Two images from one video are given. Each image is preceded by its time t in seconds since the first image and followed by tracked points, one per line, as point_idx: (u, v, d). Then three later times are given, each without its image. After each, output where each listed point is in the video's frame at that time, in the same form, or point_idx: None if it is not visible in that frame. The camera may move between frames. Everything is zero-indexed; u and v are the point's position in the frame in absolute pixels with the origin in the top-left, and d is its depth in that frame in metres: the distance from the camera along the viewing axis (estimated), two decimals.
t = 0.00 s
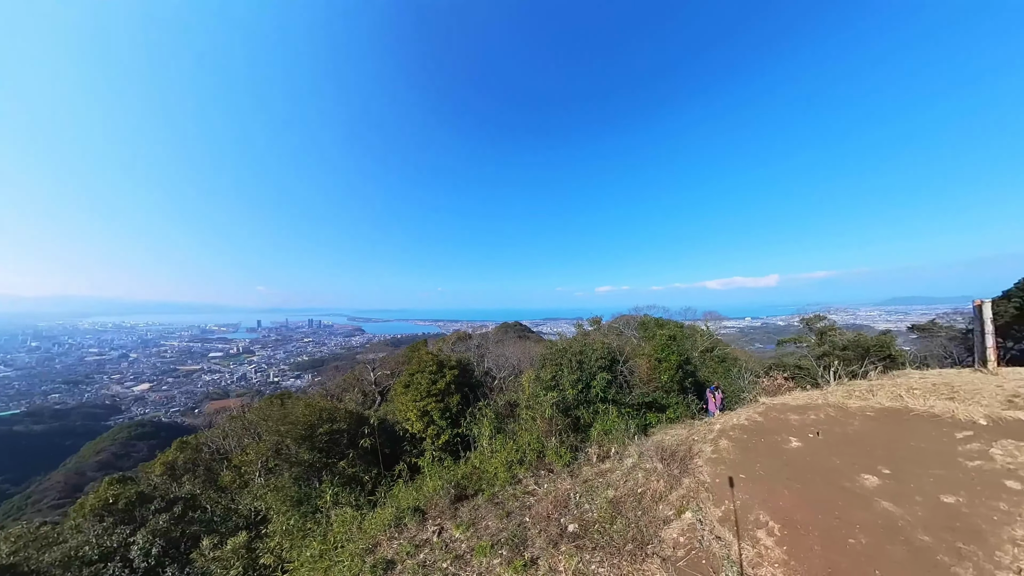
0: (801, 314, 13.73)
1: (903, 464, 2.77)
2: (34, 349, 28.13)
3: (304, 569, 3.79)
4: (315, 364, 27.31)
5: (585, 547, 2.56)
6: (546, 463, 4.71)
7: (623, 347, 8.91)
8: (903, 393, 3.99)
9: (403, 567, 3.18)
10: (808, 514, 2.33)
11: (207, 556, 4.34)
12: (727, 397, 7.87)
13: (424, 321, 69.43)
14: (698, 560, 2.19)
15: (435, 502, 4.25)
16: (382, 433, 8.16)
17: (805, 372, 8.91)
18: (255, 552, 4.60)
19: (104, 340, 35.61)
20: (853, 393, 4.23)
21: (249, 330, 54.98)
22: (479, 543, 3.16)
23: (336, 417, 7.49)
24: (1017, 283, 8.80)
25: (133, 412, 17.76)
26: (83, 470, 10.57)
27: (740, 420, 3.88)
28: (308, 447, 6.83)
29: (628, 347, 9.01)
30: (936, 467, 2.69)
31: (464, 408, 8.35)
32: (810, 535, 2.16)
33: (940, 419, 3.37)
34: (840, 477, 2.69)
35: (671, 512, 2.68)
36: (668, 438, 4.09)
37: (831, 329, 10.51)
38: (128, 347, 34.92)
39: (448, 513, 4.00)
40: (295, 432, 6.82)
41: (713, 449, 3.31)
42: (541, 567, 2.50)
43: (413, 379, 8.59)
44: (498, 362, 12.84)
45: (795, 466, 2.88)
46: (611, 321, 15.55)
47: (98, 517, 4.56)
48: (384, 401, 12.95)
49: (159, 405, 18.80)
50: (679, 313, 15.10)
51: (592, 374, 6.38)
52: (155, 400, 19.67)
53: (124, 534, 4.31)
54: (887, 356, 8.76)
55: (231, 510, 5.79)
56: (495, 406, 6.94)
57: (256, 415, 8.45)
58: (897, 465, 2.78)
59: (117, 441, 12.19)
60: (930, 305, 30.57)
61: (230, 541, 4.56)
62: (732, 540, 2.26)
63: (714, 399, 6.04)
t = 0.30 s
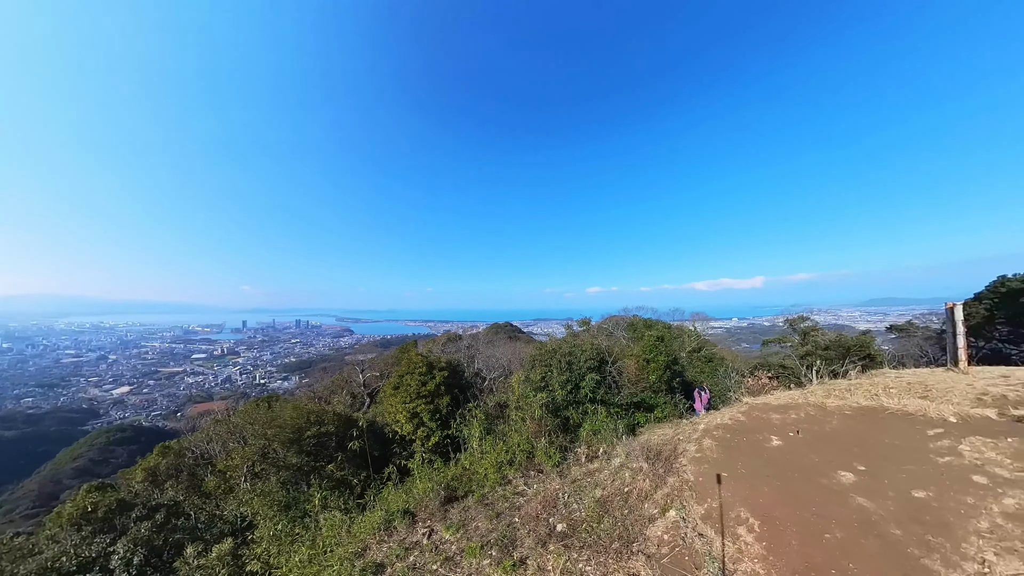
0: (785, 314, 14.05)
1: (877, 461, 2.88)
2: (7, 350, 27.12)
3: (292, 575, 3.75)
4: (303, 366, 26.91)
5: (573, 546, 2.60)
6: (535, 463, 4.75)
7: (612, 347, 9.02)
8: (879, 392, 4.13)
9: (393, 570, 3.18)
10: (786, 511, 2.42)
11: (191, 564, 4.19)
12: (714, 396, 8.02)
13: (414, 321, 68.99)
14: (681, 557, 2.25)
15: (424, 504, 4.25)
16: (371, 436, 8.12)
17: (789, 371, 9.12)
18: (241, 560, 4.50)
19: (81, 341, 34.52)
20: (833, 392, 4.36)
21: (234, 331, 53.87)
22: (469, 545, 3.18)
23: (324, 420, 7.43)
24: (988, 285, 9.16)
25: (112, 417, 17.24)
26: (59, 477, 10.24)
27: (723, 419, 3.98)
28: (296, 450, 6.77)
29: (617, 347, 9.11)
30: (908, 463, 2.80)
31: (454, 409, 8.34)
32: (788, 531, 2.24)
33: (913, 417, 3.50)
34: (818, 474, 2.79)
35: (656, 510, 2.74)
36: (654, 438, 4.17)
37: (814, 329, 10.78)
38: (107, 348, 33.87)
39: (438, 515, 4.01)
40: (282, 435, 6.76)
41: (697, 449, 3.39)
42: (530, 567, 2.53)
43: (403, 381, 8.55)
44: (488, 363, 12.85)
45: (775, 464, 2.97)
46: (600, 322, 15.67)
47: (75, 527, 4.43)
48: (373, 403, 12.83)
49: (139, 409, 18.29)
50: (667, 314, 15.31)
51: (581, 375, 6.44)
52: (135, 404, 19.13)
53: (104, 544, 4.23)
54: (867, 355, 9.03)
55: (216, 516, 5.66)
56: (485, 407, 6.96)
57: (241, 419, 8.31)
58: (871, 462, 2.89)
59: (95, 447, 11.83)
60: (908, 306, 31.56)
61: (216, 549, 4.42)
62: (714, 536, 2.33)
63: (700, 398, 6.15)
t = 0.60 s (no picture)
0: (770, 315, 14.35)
1: (853, 456, 2.98)
2: None
3: None
4: (290, 367, 26.52)
5: (559, 544, 2.63)
6: (524, 463, 4.79)
7: (601, 347, 9.11)
8: (856, 390, 4.27)
9: (382, 571, 3.17)
10: (765, 505, 2.49)
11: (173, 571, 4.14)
12: (701, 395, 8.16)
13: (403, 322, 68.44)
14: (663, 552, 2.30)
15: (413, 506, 4.24)
16: (359, 437, 8.09)
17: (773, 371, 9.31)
18: (225, 566, 4.42)
19: (56, 342, 33.39)
20: (812, 390, 4.49)
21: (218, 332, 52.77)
22: (457, 545, 3.19)
23: (312, 421, 7.54)
24: (961, 286, 9.52)
25: (90, 422, 16.72)
26: (33, 484, 9.90)
27: (707, 418, 4.06)
28: (283, 453, 6.74)
29: (606, 347, 9.21)
30: (882, 458, 2.91)
31: (443, 410, 8.33)
32: (766, 525, 2.31)
33: (888, 414, 3.64)
34: (796, 469, 2.88)
35: (639, 507, 2.80)
36: (640, 437, 4.23)
37: (797, 329, 11.04)
38: (85, 350, 32.85)
39: (427, 516, 4.01)
40: (269, 438, 6.73)
41: (681, 446, 3.46)
42: (516, 565, 2.55)
43: (392, 382, 8.51)
44: (478, 363, 12.85)
45: (755, 461, 3.05)
46: (590, 322, 15.78)
47: (51, 536, 4.29)
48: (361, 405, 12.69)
49: (119, 413, 17.79)
50: (656, 315, 15.51)
51: (570, 375, 6.50)
52: (114, 408, 18.60)
53: (83, 552, 4.13)
54: (847, 355, 9.29)
55: (200, 522, 5.52)
56: (474, 408, 6.97)
57: (226, 421, 8.17)
58: (847, 457, 2.99)
59: (71, 453, 11.47)
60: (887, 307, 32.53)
61: (199, 556, 4.36)
62: (695, 532, 2.39)
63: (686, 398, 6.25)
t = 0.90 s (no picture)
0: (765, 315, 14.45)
1: (844, 454, 3.03)
2: None
3: None
4: (286, 368, 26.40)
5: (555, 542, 2.66)
6: (521, 462, 4.81)
7: (598, 348, 9.15)
8: (849, 389, 4.33)
9: (378, 571, 3.18)
10: (757, 502, 2.53)
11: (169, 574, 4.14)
12: (696, 395, 8.20)
13: (400, 322, 68.42)
14: (657, 549, 2.33)
15: (410, 505, 4.24)
16: (356, 437, 8.10)
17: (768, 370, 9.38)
18: (221, 567, 4.41)
19: (48, 343, 33.01)
20: (806, 389, 4.54)
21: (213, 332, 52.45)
22: (454, 544, 3.21)
23: (309, 421, 7.53)
24: (952, 287, 9.65)
25: (83, 423, 16.58)
26: (25, 487, 9.80)
27: (701, 417, 4.10)
28: (279, 454, 6.72)
29: (603, 347, 9.24)
30: (872, 455, 2.96)
31: (440, 410, 8.34)
32: (757, 522, 2.35)
33: (879, 412, 3.69)
34: (789, 467, 2.92)
35: (634, 504, 2.83)
36: (636, 436, 4.26)
37: (792, 329, 11.12)
38: (77, 351, 32.54)
39: (424, 516, 4.02)
40: (265, 438, 6.72)
41: (675, 445, 3.50)
42: (513, 563, 2.57)
43: (389, 382, 8.53)
44: (474, 364, 12.87)
45: (748, 459, 3.10)
46: (587, 323, 15.82)
47: (45, 537, 4.27)
48: (358, 405, 12.67)
49: (112, 414, 17.63)
50: (652, 316, 15.57)
51: (566, 374, 6.53)
52: (108, 409, 18.43)
53: (77, 555, 4.12)
54: (841, 355, 9.38)
55: (195, 524, 5.49)
56: (471, 408, 6.98)
57: (221, 422, 8.14)
58: (838, 455, 3.03)
59: (64, 455, 11.36)
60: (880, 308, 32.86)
61: (194, 558, 4.35)
62: (688, 529, 2.42)
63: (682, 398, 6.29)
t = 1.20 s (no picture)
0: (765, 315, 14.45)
1: (846, 454, 3.01)
2: None
3: None
4: (286, 368, 26.38)
5: (556, 543, 2.64)
6: (521, 463, 4.80)
7: (598, 348, 9.14)
8: (851, 388, 4.31)
9: (378, 572, 3.17)
10: (759, 503, 2.51)
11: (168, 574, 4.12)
12: (697, 396, 8.18)
13: (400, 322, 68.43)
14: (659, 550, 2.31)
15: (409, 506, 4.23)
16: (356, 437, 8.08)
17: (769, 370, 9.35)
18: (221, 568, 4.39)
19: (48, 343, 32.99)
20: (807, 389, 4.52)
21: (213, 332, 52.45)
22: (454, 544, 3.20)
23: (308, 421, 7.52)
24: (953, 287, 9.63)
25: (83, 424, 16.57)
26: (24, 488, 9.79)
27: (702, 417, 4.08)
28: (279, 454, 6.70)
29: (603, 347, 9.23)
30: (875, 455, 2.94)
31: (440, 410, 8.32)
32: (760, 522, 2.33)
33: (881, 412, 3.67)
34: (790, 467, 2.91)
35: (635, 505, 2.81)
36: (637, 436, 4.24)
37: (792, 329, 11.11)
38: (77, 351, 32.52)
39: (424, 516, 4.00)
40: (264, 438, 6.70)
41: (676, 445, 3.48)
42: (513, 564, 2.55)
43: (388, 382, 8.52)
44: (474, 363, 12.87)
45: (750, 459, 3.08)
46: (587, 323, 15.81)
47: (44, 538, 4.25)
48: (357, 406, 12.65)
49: (112, 414, 17.63)
50: (652, 316, 15.56)
51: (566, 374, 6.52)
52: (108, 409, 18.43)
53: (75, 556, 4.10)
54: (842, 355, 9.36)
55: (195, 524, 5.46)
56: (471, 408, 6.96)
57: (221, 422, 8.13)
58: (840, 455, 3.02)
59: (64, 455, 11.34)
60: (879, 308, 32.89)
61: (194, 558, 4.34)
62: (690, 530, 2.40)
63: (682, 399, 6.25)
